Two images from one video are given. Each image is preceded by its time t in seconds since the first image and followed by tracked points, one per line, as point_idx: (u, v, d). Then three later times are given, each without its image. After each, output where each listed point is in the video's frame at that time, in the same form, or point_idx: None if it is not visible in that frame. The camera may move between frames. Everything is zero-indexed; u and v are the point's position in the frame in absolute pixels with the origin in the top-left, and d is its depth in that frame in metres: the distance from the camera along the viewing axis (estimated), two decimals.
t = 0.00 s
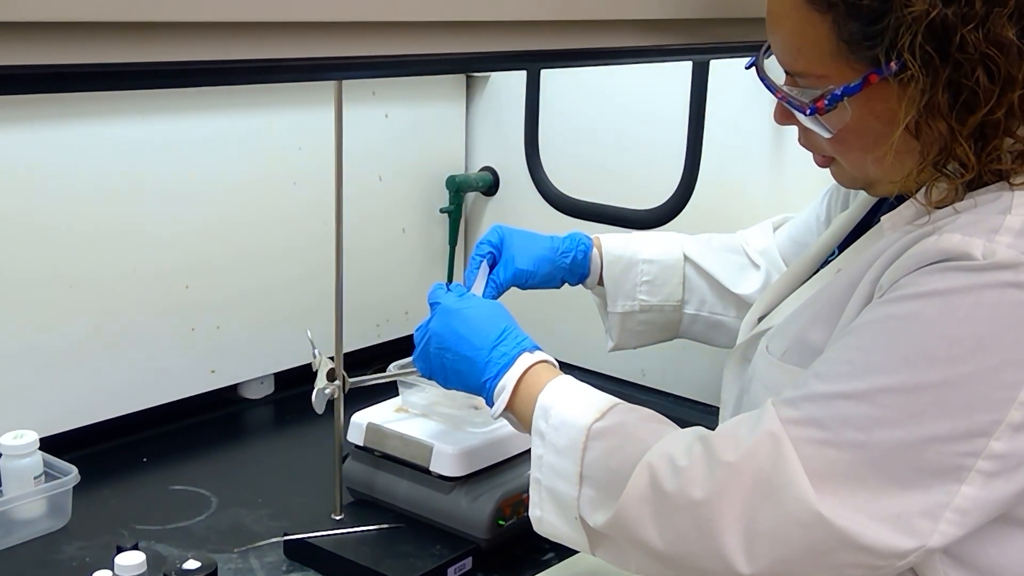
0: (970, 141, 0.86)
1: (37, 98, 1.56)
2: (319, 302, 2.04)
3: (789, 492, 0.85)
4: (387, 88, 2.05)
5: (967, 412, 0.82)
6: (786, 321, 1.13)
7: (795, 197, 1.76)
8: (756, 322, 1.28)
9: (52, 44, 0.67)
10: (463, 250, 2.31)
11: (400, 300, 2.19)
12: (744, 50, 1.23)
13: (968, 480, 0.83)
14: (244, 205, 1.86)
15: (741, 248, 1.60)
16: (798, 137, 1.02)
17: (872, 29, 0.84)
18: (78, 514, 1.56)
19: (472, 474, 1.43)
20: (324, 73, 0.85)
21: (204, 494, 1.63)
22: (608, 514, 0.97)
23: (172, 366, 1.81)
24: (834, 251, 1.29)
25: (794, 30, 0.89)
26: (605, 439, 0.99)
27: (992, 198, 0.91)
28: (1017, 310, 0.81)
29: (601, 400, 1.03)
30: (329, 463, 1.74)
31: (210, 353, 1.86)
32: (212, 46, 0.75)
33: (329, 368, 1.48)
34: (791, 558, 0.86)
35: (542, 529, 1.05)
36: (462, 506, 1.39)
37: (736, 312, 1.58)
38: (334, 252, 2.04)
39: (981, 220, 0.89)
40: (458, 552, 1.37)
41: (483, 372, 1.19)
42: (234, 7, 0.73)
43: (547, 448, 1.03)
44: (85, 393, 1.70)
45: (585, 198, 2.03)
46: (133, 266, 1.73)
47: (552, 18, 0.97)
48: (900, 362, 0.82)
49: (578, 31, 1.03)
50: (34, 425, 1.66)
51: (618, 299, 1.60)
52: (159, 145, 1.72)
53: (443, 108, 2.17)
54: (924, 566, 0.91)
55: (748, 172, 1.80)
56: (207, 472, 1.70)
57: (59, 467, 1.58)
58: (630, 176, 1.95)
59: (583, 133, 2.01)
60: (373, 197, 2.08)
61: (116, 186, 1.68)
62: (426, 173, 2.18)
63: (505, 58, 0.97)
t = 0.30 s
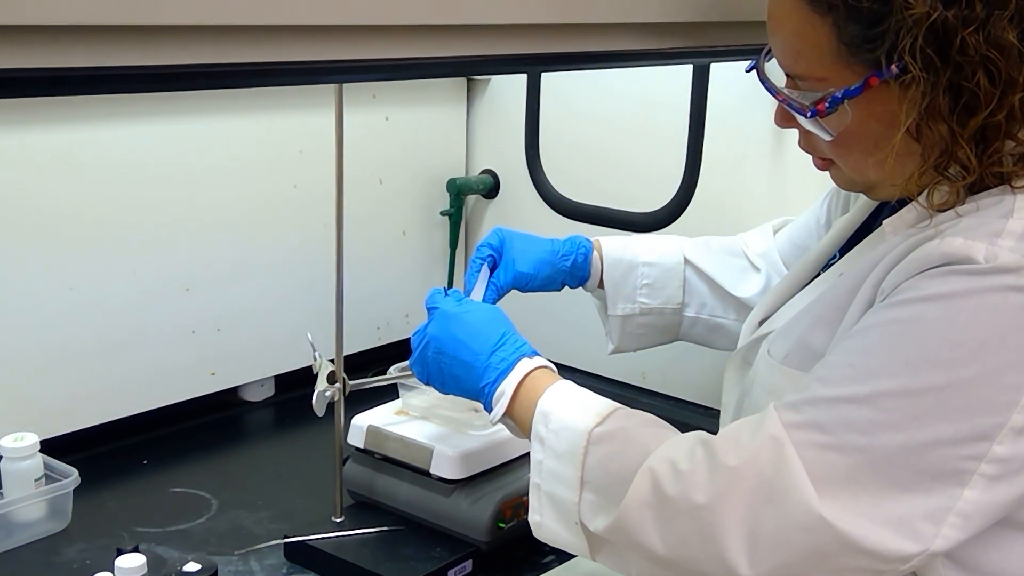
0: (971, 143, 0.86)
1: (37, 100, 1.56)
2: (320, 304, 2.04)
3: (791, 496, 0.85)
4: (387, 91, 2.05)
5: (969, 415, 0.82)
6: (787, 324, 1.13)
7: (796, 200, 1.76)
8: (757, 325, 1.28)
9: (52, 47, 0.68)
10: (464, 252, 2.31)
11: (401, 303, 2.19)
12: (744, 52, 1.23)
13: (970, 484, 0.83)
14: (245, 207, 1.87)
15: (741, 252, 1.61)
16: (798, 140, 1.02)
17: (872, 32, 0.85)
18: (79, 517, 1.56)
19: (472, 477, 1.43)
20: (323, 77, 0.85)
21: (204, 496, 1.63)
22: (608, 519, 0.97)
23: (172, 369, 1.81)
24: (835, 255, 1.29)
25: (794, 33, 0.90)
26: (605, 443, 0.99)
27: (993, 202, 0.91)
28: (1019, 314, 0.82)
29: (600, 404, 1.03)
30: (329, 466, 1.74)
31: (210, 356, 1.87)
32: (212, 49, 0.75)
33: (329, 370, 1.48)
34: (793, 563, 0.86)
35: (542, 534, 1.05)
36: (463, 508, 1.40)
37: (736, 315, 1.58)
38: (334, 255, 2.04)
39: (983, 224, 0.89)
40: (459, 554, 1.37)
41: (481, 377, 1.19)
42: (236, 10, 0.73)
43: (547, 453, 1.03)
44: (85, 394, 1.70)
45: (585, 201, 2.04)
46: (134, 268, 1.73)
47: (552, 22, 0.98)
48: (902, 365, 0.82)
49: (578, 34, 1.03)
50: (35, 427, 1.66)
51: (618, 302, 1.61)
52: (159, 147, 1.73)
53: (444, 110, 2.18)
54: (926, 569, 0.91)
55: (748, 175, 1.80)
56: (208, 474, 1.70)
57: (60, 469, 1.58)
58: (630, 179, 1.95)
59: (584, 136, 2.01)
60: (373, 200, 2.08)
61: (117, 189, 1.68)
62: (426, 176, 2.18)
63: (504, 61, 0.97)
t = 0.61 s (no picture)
0: (973, 138, 0.86)
1: (37, 98, 1.56)
2: (320, 302, 2.04)
3: (794, 494, 0.85)
4: (388, 88, 2.05)
5: (973, 412, 0.82)
6: (789, 322, 1.13)
7: (797, 197, 1.75)
8: (759, 323, 1.28)
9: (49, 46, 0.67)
10: (464, 250, 2.31)
11: (402, 301, 2.19)
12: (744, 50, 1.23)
13: (974, 481, 0.83)
14: (245, 206, 1.87)
15: (741, 250, 1.60)
16: (800, 135, 1.02)
17: (874, 26, 0.85)
18: (80, 515, 1.56)
19: (473, 475, 1.43)
20: (322, 75, 0.84)
21: (205, 494, 1.63)
22: (610, 518, 0.97)
23: (173, 367, 1.81)
24: (836, 253, 1.29)
25: (796, 27, 0.90)
26: (608, 442, 0.99)
27: (996, 199, 0.91)
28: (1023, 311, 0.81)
29: (602, 402, 1.03)
30: (331, 464, 1.74)
31: (211, 354, 1.86)
32: (209, 47, 0.75)
33: (330, 368, 1.48)
34: (796, 561, 0.86)
35: (543, 533, 1.05)
36: (465, 506, 1.40)
37: (737, 313, 1.58)
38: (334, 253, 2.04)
39: (986, 221, 0.89)
40: (460, 552, 1.37)
41: (482, 376, 1.19)
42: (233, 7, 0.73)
43: (549, 451, 1.03)
44: (86, 393, 1.70)
45: (586, 198, 2.04)
46: (134, 266, 1.73)
47: (551, 18, 0.97)
48: (906, 362, 0.82)
49: (578, 31, 1.03)
50: (35, 426, 1.66)
51: (619, 301, 1.60)
52: (159, 145, 1.72)
53: (444, 108, 2.18)
54: (928, 567, 0.91)
55: (749, 172, 1.80)
56: (210, 472, 1.70)
57: (61, 468, 1.58)
58: (631, 176, 1.95)
59: (584, 134, 2.01)
60: (374, 198, 2.08)
61: (117, 187, 1.68)
62: (427, 174, 2.18)
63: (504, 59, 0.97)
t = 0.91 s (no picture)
0: (973, 137, 0.86)
1: (35, 97, 1.56)
2: (320, 301, 2.04)
3: (795, 494, 0.85)
4: (387, 87, 2.05)
5: (974, 412, 0.82)
6: (789, 321, 1.13)
7: (796, 196, 1.75)
8: (759, 322, 1.28)
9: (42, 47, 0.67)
10: (464, 249, 2.30)
11: (401, 300, 2.19)
12: (745, 49, 1.23)
13: (975, 481, 0.83)
14: (244, 205, 1.86)
15: (741, 249, 1.60)
16: (799, 134, 1.02)
17: (873, 26, 0.84)
18: (78, 514, 1.56)
19: (473, 474, 1.43)
20: (321, 74, 0.84)
21: (204, 493, 1.63)
22: (610, 519, 0.97)
23: (172, 366, 1.81)
24: (836, 252, 1.29)
25: (795, 27, 0.90)
26: (608, 443, 0.99)
27: (996, 198, 0.91)
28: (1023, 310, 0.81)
29: (602, 405, 1.03)
30: (330, 463, 1.74)
31: (210, 353, 1.86)
32: (208, 46, 0.75)
33: (329, 367, 1.48)
34: (797, 562, 0.86)
35: (543, 534, 1.05)
36: (464, 506, 1.39)
37: (736, 312, 1.58)
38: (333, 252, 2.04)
39: (986, 221, 0.88)
40: (459, 551, 1.37)
41: (481, 377, 1.19)
42: (232, 7, 0.73)
43: (549, 452, 1.03)
44: (84, 392, 1.70)
45: (585, 197, 2.04)
46: (133, 265, 1.72)
47: (552, 17, 0.97)
48: (906, 363, 0.82)
49: (578, 31, 1.03)
50: (34, 425, 1.66)
51: (618, 300, 1.60)
52: (158, 144, 1.72)
53: (443, 107, 2.17)
54: (929, 567, 0.91)
55: (749, 172, 1.80)
56: (209, 471, 1.70)
57: (59, 467, 1.58)
58: (630, 175, 1.95)
59: (584, 133, 2.01)
60: (373, 197, 2.08)
61: (116, 185, 1.68)
62: (426, 173, 2.18)
63: (505, 59, 0.96)
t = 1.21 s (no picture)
0: (973, 135, 0.85)
1: (35, 93, 1.56)
2: (319, 298, 2.04)
3: (794, 491, 0.85)
4: (386, 85, 2.04)
5: (973, 411, 0.81)
6: (790, 319, 1.13)
7: (797, 194, 1.75)
8: (759, 320, 1.28)
9: (43, 44, 0.67)
10: (463, 247, 2.30)
11: (401, 297, 2.19)
12: (745, 46, 1.23)
13: (974, 479, 0.83)
14: (243, 202, 1.86)
15: (740, 246, 1.60)
16: (799, 132, 1.02)
17: (873, 23, 0.84)
18: (78, 511, 1.56)
19: (472, 472, 1.43)
20: (322, 70, 0.84)
21: (204, 491, 1.63)
22: (610, 514, 0.97)
23: (171, 363, 1.81)
24: (837, 250, 1.29)
25: (795, 24, 0.89)
26: (608, 439, 0.99)
27: (996, 196, 0.91)
28: (1022, 309, 0.81)
29: (602, 399, 1.02)
30: (329, 460, 1.74)
31: (209, 351, 1.86)
32: (209, 41, 0.75)
33: (329, 365, 1.47)
34: (796, 558, 0.86)
35: (543, 531, 1.05)
36: (463, 503, 1.39)
37: (736, 310, 1.58)
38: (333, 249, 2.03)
39: (985, 219, 0.88)
40: (459, 549, 1.37)
41: (484, 371, 1.19)
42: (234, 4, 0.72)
43: (549, 448, 1.03)
44: (84, 389, 1.70)
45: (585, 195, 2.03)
46: (133, 262, 1.72)
47: (552, 13, 0.97)
48: (905, 360, 0.82)
49: (579, 28, 1.03)
50: (34, 422, 1.65)
51: (618, 298, 1.60)
52: (158, 141, 1.72)
53: (443, 104, 2.17)
54: (929, 565, 0.91)
55: (749, 169, 1.80)
56: (208, 469, 1.70)
57: (59, 464, 1.58)
58: (630, 173, 1.95)
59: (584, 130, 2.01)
60: (373, 194, 2.08)
61: (116, 182, 1.68)
62: (426, 170, 2.18)
63: (504, 56, 0.96)
